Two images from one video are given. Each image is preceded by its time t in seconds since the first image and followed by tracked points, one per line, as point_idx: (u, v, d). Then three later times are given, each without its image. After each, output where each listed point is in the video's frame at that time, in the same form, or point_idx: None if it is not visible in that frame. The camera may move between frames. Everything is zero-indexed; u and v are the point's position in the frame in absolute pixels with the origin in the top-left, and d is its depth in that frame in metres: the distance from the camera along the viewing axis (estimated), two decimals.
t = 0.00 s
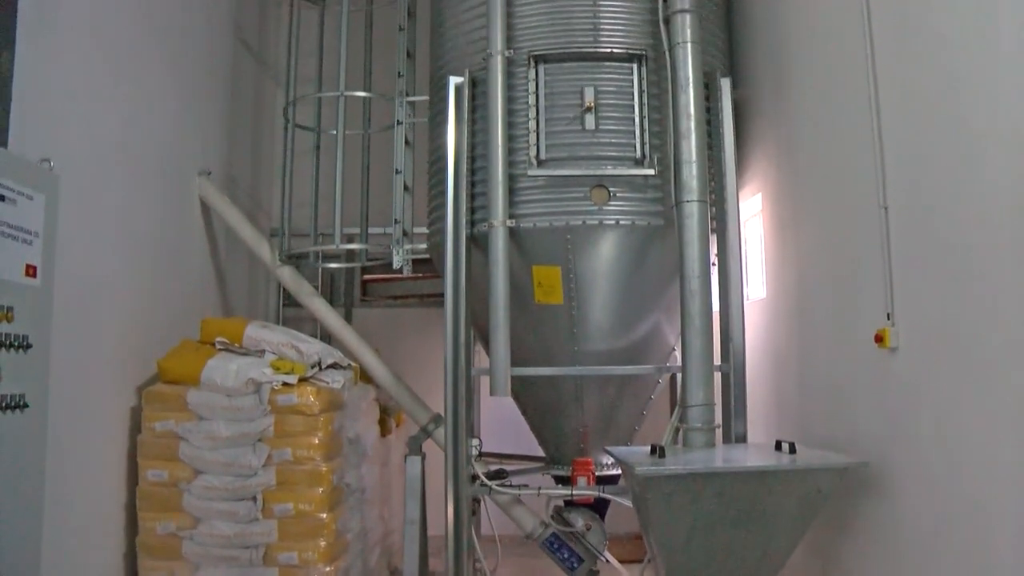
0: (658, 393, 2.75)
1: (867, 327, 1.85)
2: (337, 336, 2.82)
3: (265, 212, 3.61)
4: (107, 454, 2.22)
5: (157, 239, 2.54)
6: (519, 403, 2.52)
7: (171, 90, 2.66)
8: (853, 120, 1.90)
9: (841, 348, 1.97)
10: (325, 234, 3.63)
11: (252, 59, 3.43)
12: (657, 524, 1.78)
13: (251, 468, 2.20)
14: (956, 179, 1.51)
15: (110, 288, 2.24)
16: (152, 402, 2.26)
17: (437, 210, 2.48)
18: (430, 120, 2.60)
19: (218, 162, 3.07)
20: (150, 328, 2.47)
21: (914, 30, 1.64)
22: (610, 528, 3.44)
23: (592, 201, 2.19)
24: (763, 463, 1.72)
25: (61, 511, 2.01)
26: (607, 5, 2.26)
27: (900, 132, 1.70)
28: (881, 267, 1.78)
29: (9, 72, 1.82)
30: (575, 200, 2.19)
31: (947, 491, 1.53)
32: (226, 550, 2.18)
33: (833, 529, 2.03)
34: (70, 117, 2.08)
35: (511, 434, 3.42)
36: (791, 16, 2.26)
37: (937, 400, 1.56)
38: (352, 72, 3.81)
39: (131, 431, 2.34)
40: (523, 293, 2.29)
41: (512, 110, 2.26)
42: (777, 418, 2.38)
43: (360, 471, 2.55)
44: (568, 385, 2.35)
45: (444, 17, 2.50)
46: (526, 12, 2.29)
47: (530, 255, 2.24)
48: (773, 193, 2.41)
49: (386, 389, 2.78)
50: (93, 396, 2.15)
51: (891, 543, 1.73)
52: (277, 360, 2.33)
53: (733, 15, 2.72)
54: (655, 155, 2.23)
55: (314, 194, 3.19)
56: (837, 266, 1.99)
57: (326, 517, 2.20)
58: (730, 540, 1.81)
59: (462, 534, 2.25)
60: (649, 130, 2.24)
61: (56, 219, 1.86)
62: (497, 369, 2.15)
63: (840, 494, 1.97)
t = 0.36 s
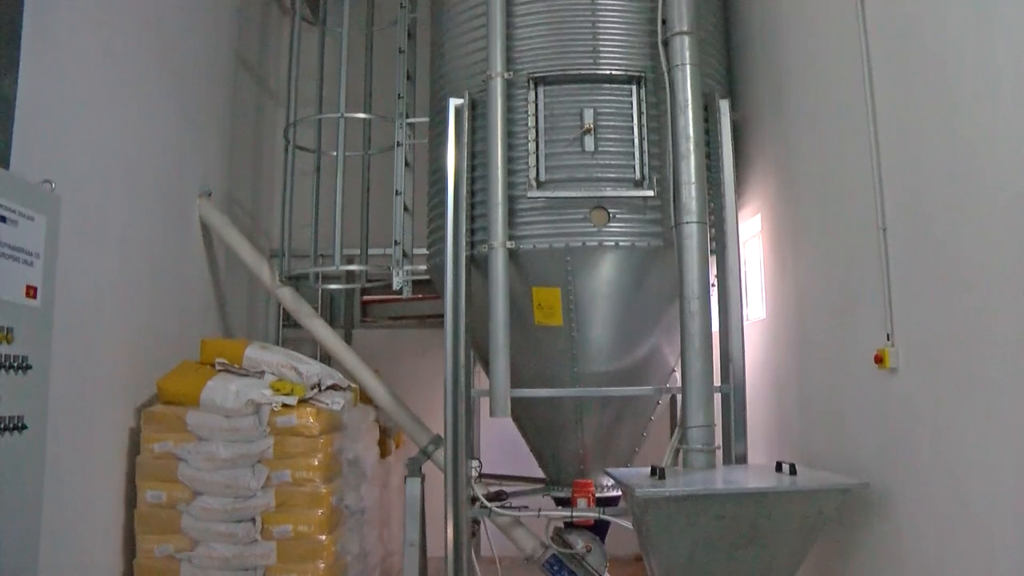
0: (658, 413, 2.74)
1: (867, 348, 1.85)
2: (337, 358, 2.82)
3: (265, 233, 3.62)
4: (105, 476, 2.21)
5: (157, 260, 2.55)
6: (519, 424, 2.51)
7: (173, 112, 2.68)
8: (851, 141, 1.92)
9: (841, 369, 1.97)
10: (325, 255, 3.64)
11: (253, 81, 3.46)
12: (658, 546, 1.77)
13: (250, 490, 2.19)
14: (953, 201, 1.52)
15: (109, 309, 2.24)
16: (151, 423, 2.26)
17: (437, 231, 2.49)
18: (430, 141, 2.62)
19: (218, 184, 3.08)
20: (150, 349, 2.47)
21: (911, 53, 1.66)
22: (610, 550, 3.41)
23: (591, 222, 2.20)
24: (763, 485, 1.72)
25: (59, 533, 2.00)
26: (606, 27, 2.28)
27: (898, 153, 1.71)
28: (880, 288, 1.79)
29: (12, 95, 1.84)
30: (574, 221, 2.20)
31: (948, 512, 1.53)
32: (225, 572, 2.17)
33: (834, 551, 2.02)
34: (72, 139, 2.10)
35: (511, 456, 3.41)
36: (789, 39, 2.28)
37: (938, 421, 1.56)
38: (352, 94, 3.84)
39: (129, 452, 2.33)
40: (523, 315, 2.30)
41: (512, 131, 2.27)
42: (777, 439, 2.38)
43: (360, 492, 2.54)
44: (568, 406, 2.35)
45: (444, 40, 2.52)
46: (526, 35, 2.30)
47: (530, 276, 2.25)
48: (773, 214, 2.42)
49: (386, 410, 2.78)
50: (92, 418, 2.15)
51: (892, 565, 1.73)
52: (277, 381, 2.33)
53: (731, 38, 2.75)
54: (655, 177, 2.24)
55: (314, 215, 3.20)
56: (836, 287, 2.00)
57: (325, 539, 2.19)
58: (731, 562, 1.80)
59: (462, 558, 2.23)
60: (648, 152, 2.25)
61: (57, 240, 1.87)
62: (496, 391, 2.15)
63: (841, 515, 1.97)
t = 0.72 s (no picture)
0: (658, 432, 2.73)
1: (867, 366, 1.85)
2: (337, 376, 2.82)
3: (265, 251, 3.63)
4: (104, 496, 2.20)
5: (158, 278, 2.55)
6: (519, 443, 2.50)
7: (174, 132, 2.69)
8: (849, 160, 1.93)
9: (841, 386, 1.98)
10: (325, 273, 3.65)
11: (254, 100, 3.48)
12: (659, 566, 1.76)
13: (250, 508, 2.18)
14: (950, 219, 1.54)
15: (109, 327, 2.25)
16: (151, 441, 2.25)
17: (437, 250, 2.50)
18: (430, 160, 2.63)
19: (218, 202, 3.09)
20: (150, 368, 2.47)
21: (908, 74, 1.68)
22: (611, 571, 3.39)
23: (591, 241, 2.21)
24: (764, 504, 1.71)
25: (56, 553, 1.99)
26: (606, 46, 2.30)
27: (897, 172, 1.72)
28: (880, 306, 1.79)
29: (15, 115, 1.85)
30: (574, 240, 2.21)
31: (951, 531, 1.52)
32: None
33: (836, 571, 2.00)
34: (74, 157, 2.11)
35: (512, 475, 3.39)
36: (788, 60, 2.30)
37: (939, 439, 1.56)
38: (352, 113, 3.87)
39: (128, 470, 2.32)
40: (523, 333, 2.30)
41: (512, 151, 2.29)
42: (778, 457, 2.37)
43: (359, 512, 2.52)
44: (568, 424, 2.35)
45: (444, 59, 2.53)
46: (525, 54, 2.32)
47: (530, 295, 2.25)
48: (772, 233, 2.43)
49: (386, 428, 2.77)
50: (91, 436, 2.14)
51: None
52: (277, 400, 2.32)
53: (730, 58, 2.77)
54: (654, 196, 2.25)
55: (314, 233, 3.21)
56: (836, 305, 2.00)
57: (325, 558, 2.17)
58: None
59: None
60: (648, 171, 2.27)
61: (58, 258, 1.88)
62: (497, 409, 2.15)
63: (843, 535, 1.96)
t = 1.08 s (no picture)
0: (659, 457, 2.72)
1: (869, 392, 1.85)
2: (338, 401, 2.82)
3: (266, 276, 3.64)
4: (103, 522, 2.19)
5: (159, 303, 2.56)
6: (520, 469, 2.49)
7: (177, 158, 2.72)
8: (848, 185, 1.95)
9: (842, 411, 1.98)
10: (326, 298, 3.66)
11: (256, 126, 3.51)
12: None
13: (250, 535, 2.18)
14: (948, 246, 1.55)
15: (111, 352, 2.25)
16: (150, 467, 2.25)
17: (438, 275, 2.51)
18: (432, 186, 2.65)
19: (220, 228, 3.11)
20: (151, 393, 2.47)
21: (906, 102, 1.70)
22: None
23: (592, 267, 2.22)
24: (766, 530, 1.70)
25: None
26: (606, 73, 2.32)
27: (896, 198, 1.73)
28: (880, 332, 1.79)
29: (19, 142, 1.87)
30: (574, 266, 2.22)
31: (955, 558, 1.52)
32: None
33: None
34: (78, 184, 2.13)
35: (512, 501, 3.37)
36: (787, 87, 2.33)
37: (941, 465, 1.56)
38: (353, 139, 3.90)
39: (127, 496, 2.31)
40: (524, 359, 2.30)
41: (512, 177, 2.31)
42: (780, 483, 2.36)
43: (359, 538, 2.50)
44: (569, 451, 2.34)
45: (445, 86, 2.56)
46: (526, 81, 2.34)
47: (531, 321, 2.26)
48: (773, 258, 2.44)
49: (386, 454, 2.76)
50: (92, 463, 2.14)
51: None
52: (277, 426, 2.31)
53: (730, 85, 2.80)
54: (655, 222, 2.27)
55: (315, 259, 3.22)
56: (837, 330, 2.00)
57: None
58: None
59: None
60: (648, 198, 2.28)
61: (60, 284, 1.89)
62: (497, 435, 2.15)
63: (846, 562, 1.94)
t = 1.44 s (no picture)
0: (660, 482, 2.71)
1: (869, 415, 1.85)
2: (337, 426, 2.81)
3: (266, 299, 3.65)
4: (100, 547, 2.18)
5: (158, 327, 2.56)
6: (519, 493, 2.48)
7: (178, 182, 2.73)
8: (847, 210, 1.96)
9: (842, 435, 1.97)
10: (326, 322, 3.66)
11: (256, 150, 3.54)
12: None
13: (248, 559, 2.17)
14: (947, 271, 1.56)
15: (110, 376, 2.25)
16: (148, 491, 2.24)
17: (438, 299, 2.52)
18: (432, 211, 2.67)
19: (220, 251, 3.12)
20: (150, 417, 2.47)
21: (903, 127, 1.71)
22: None
23: (592, 291, 2.23)
24: (767, 555, 1.69)
25: None
26: (606, 98, 2.34)
27: (894, 223, 1.74)
28: (880, 356, 1.80)
29: (21, 166, 1.88)
30: (574, 290, 2.23)
31: None
32: None
33: None
34: (80, 208, 2.14)
35: (512, 526, 3.34)
36: (785, 113, 2.35)
37: (942, 489, 1.56)
38: (354, 163, 3.93)
39: (124, 521, 2.30)
40: (523, 383, 2.30)
41: (512, 202, 2.32)
42: (782, 508, 2.35)
43: (359, 564, 2.49)
44: (568, 475, 2.33)
45: (445, 111, 2.59)
46: (526, 107, 2.36)
47: (531, 345, 2.26)
48: (772, 282, 2.44)
49: (386, 479, 2.75)
50: (90, 487, 2.13)
51: None
52: (277, 450, 2.30)
53: (729, 110, 2.83)
54: (654, 246, 2.28)
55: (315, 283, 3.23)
56: (837, 354, 2.00)
57: None
58: None
59: None
60: (648, 222, 2.30)
61: (61, 308, 1.89)
62: (498, 459, 2.15)
63: None
